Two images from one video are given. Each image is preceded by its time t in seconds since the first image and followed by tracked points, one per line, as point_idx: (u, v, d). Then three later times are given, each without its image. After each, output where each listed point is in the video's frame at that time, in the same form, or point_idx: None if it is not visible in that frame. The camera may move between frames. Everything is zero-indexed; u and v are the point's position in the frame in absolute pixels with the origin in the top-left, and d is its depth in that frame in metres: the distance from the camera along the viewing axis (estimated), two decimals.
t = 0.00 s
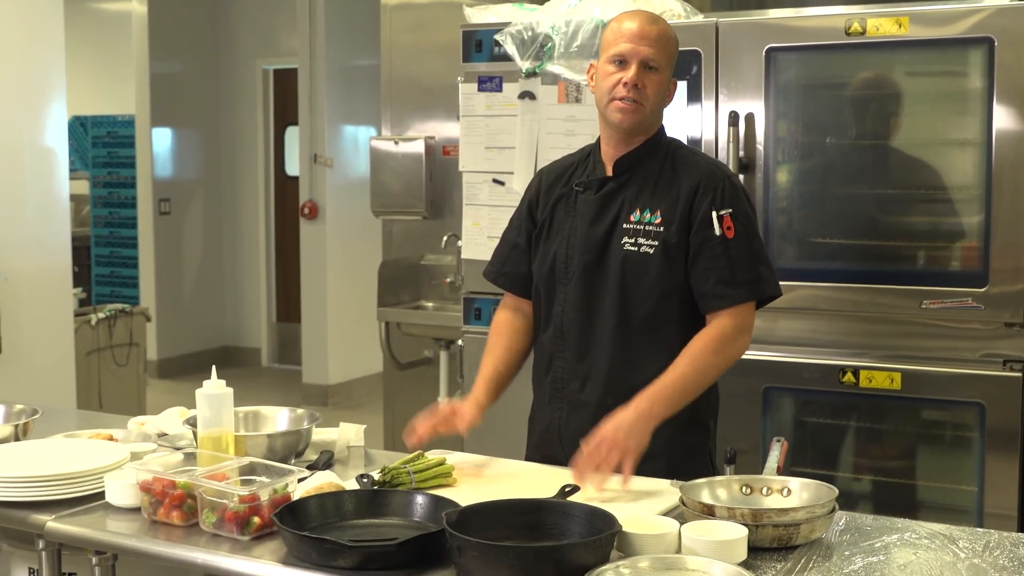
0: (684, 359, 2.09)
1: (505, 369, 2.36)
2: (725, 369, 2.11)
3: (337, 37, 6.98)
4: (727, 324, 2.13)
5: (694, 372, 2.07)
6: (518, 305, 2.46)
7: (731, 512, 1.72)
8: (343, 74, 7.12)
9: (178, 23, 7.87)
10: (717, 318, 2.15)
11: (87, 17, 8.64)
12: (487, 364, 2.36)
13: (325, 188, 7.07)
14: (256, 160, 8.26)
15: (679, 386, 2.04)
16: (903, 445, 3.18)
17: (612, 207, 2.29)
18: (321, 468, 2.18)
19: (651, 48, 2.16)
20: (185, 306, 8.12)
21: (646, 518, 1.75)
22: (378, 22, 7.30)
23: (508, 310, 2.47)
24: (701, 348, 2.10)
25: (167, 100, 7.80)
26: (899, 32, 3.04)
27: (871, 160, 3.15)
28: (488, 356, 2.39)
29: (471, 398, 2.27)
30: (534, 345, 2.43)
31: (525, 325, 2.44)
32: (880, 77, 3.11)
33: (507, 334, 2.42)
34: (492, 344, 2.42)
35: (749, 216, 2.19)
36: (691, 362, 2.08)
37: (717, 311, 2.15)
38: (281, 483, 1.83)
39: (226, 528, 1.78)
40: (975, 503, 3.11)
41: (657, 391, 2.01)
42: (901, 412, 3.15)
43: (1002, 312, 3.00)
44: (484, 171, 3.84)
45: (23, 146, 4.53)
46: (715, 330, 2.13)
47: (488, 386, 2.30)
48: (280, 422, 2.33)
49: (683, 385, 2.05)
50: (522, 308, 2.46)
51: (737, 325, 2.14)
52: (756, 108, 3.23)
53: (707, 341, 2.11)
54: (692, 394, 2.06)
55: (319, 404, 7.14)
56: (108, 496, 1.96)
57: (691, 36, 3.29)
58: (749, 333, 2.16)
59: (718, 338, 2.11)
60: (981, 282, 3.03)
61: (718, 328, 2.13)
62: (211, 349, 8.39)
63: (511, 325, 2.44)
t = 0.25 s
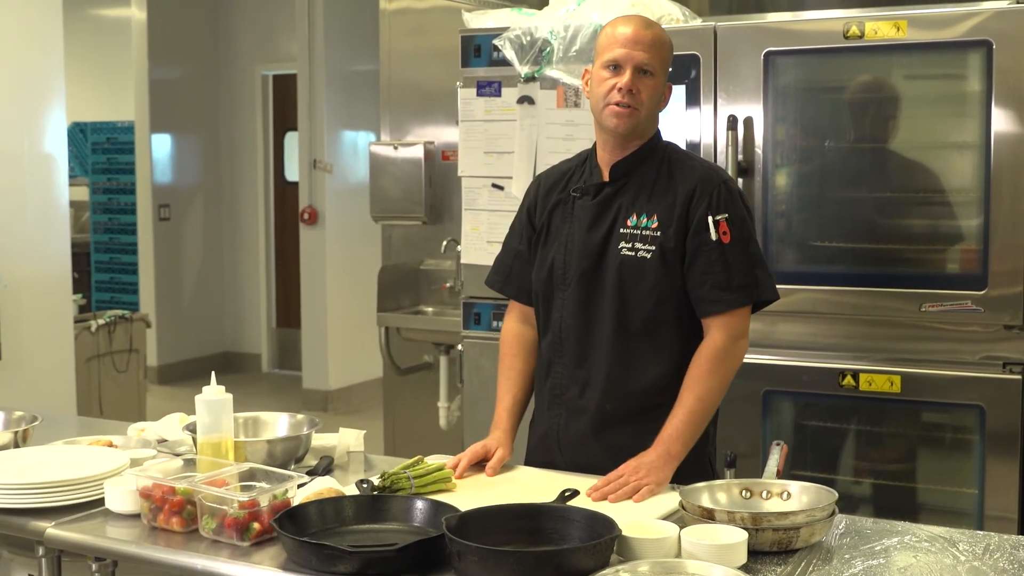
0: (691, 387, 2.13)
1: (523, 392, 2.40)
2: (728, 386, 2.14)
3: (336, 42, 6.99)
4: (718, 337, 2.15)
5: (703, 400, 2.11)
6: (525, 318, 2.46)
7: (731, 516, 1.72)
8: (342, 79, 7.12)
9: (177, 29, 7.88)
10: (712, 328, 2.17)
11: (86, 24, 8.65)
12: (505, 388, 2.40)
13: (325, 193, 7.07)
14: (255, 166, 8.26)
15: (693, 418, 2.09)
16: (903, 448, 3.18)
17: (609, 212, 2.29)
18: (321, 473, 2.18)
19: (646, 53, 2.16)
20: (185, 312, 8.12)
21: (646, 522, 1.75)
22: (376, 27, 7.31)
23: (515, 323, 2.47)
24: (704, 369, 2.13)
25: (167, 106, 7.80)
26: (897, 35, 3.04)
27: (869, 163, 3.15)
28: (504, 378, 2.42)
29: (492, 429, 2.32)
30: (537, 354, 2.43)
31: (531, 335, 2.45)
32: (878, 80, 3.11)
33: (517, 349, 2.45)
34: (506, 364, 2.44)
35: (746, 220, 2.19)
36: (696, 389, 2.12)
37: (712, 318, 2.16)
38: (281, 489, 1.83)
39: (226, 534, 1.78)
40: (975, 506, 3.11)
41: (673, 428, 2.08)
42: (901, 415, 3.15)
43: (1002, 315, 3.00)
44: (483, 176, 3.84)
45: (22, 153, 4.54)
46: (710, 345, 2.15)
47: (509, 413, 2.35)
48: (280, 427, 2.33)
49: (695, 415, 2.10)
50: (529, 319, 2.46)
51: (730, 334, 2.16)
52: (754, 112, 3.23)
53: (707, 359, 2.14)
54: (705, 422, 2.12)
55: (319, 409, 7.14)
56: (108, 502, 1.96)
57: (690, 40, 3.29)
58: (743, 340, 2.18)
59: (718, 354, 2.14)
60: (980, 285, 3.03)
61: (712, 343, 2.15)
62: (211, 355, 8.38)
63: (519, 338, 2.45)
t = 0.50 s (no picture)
0: (686, 392, 2.13)
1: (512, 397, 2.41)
2: (723, 391, 2.15)
3: (328, 49, 6.99)
4: (711, 342, 2.15)
5: (698, 406, 2.11)
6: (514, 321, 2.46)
7: (725, 520, 1.72)
8: (334, 86, 7.12)
9: (169, 37, 7.87)
10: (704, 332, 2.17)
11: (78, 32, 8.64)
12: (494, 393, 2.41)
13: (317, 200, 7.07)
14: (247, 173, 8.25)
15: (688, 424, 2.10)
16: (896, 450, 3.19)
17: (599, 218, 2.29)
18: (315, 480, 2.18)
19: (634, 59, 2.16)
20: (178, 320, 8.11)
21: (640, 526, 1.75)
22: (368, 34, 7.31)
23: (504, 326, 2.46)
24: (698, 374, 2.13)
25: (158, 114, 7.79)
26: (887, 38, 3.05)
27: (860, 166, 3.16)
28: (493, 383, 2.43)
29: (481, 433, 2.32)
30: (529, 358, 2.44)
31: (521, 339, 2.45)
32: (869, 83, 3.12)
33: (506, 353, 2.45)
34: (494, 367, 2.45)
35: (736, 225, 2.20)
36: (691, 394, 2.12)
37: (704, 323, 2.17)
38: (275, 496, 1.83)
39: (220, 542, 1.78)
40: (969, 507, 3.11)
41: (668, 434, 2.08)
42: (894, 417, 3.16)
43: (993, 316, 3.01)
44: (475, 182, 3.84)
45: (14, 162, 4.53)
46: (704, 350, 2.15)
47: (498, 417, 2.36)
48: (274, 434, 2.33)
49: (689, 421, 2.10)
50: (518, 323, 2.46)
51: (723, 339, 2.16)
52: (745, 116, 3.23)
53: (700, 365, 2.14)
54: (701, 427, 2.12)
55: (313, 416, 7.12)
56: (102, 511, 1.95)
57: (680, 45, 3.30)
58: (737, 345, 2.18)
59: (711, 360, 2.14)
60: (972, 287, 3.04)
61: (705, 349, 2.15)
62: (204, 362, 8.37)
63: (508, 342, 2.45)
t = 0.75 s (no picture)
0: (686, 398, 2.13)
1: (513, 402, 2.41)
2: (723, 397, 2.15)
3: (330, 53, 6.99)
4: (711, 348, 2.16)
5: (698, 412, 2.12)
6: (516, 327, 2.47)
7: (725, 526, 1.72)
8: (335, 89, 7.12)
9: (171, 40, 7.88)
10: (705, 338, 2.17)
11: (80, 35, 8.65)
12: (495, 397, 2.41)
13: (319, 203, 7.07)
14: (249, 176, 8.26)
15: (688, 430, 2.10)
16: (896, 457, 3.19)
17: (601, 224, 2.29)
18: (315, 483, 2.18)
19: (635, 66, 2.17)
20: (180, 323, 8.12)
21: (640, 531, 1.75)
22: (370, 38, 7.32)
23: (505, 331, 2.47)
24: (699, 381, 2.14)
25: (160, 117, 7.80)
26: (889, 45, 3.06)
27: (862, 173, 3.17)
28: (494, 388, 2.44)
29: (481, 437, 2.32)
30: (529, 363, 2.44)
31: (522, 343, 2.46)
32: (871, 90, 3.12)
33: (507, 357, 2.45)
34: (496, 371, 2.45)
35: (737, 232, 2.20)
36: (691, 401, 2.12)
37: (705, 329, 2.17)
38: (275, 500, 1.83)
39: (219, 545, 1.78)
40: (969, 514, 3.11)
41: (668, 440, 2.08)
42: (894, 424, 3.16)
43: (994, 324, 3.02)
44: (477, 186, 3.85)
45: (16, 164, 4.54)
46: (704, 356, 2.16)
47: (499, 421, 2.36)
48: (274, 438, 2.33)
49: (690, 427, 2.10)
50: (520, 328, 2.46)
51: (723, 345, 2.16)
52: (747, 122, 3.23)
53: (701, 372, 2.15)
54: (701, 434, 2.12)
55: (313, 420, 7.13)
56: (102, 513, 1.95)
57: (682, 51, 3.30)
58: (738, 351, 2.18)
59: (712, 366, 2.14)
60: (972, 294, 3.04)
61: (706, 355, 2.16)
62: (205, 365, 8.37)
63: (509, 347, 2.46)
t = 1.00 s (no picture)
0: (689, 397, 2.13)
1: (517, 399, 2.41)
2: (726, 396, 2.15)
3: (332, 52, 7.00)
4: (714, 347, 2.16)
5: (701, 411, 2.12)
6: (520, 325, 2.47)
7: (728, 523, 1.72)
8: (338, 88, 7.13)
9: (174, 39, 7.89)
10: (707, 336, 2.17)
11: (83, 34, 8.66)
12: (498, 396, 2.41)
13: (321, 202, 7.07)
14: (252, 175, 8.26)
15: (691, 429, 2.10)
16: (899, 455, 3.19)
17: (603, 222, 2.29)
18: (318, 482, 2.18)
19: (637, 65, 2.16)
20: (183, 322, 8.12)
21: (642, 529, 1.75)
22: (372, 37, 7.32)
23: (508, 330, 2.47)
24: (701, 379, 2.14)
25: (163, 116, 7.81)
26: (891, 43, 3.06)
27: (864, 171, 3.17)
28: (497, 386, 2.43)
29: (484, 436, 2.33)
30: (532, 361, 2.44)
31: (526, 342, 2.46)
32: (873, 88, 3.12)
33: (510, 355, 2.45)
34: (499, 369, 2.45)
35: (740, 230, 2.20)
36: (693, 399, 2.13)
37: (707, 328, 2.17)
38: (278, 498, 1.83)
39: (223, 542, 1.78)
40: (972, 512, 3.11)
41: (670, 440, 2.08)
42: (897, 422, 3.16)
43: (997, 321, 3.01)
44: (480, 185, 3.85)
45: (18, 163, 4.54)
46: (707, 355, 2.16)
47: (502, 419, 2.36)
48: (277, 436, 2.33)
49: (692, 426, 2.10)
50: (523, 326, 2.47)
51: (725, 344, 2.16)
52: (749, 120, 3.24)
53: (703, 370, 2.15)
54: (703, 431, 2.12)
55: (316, 418, 7.13)
56: (105, 511, 1.96)
57: (685, 49, 3.30)
58: (741, 350, 2.18)
59: (715, 365, 2.14)
60: (975, 292, 3.04)
61: (709, 354, 2.15)
62: (208, 363, 8.37)
63: (512, 345, 2.46)
